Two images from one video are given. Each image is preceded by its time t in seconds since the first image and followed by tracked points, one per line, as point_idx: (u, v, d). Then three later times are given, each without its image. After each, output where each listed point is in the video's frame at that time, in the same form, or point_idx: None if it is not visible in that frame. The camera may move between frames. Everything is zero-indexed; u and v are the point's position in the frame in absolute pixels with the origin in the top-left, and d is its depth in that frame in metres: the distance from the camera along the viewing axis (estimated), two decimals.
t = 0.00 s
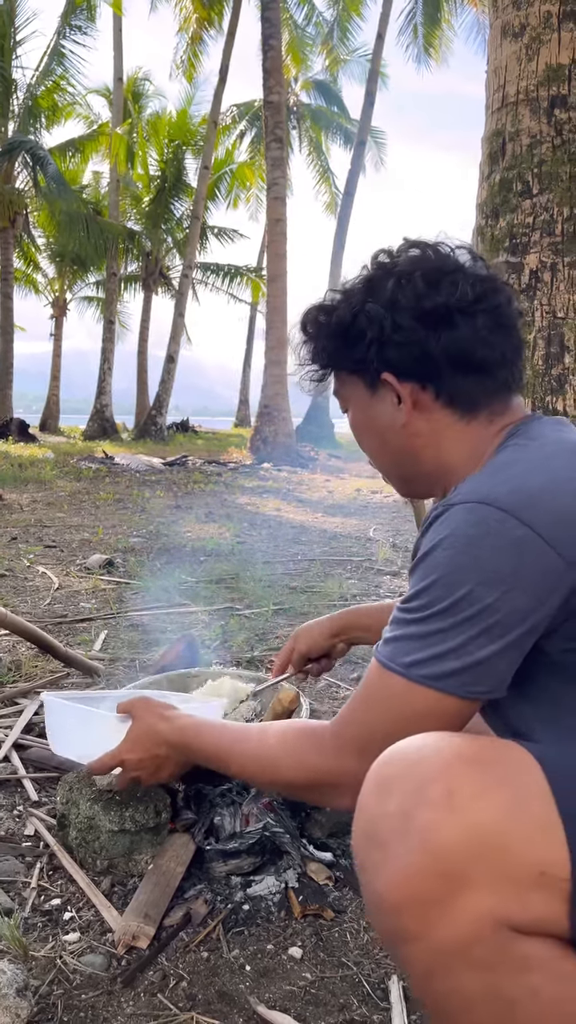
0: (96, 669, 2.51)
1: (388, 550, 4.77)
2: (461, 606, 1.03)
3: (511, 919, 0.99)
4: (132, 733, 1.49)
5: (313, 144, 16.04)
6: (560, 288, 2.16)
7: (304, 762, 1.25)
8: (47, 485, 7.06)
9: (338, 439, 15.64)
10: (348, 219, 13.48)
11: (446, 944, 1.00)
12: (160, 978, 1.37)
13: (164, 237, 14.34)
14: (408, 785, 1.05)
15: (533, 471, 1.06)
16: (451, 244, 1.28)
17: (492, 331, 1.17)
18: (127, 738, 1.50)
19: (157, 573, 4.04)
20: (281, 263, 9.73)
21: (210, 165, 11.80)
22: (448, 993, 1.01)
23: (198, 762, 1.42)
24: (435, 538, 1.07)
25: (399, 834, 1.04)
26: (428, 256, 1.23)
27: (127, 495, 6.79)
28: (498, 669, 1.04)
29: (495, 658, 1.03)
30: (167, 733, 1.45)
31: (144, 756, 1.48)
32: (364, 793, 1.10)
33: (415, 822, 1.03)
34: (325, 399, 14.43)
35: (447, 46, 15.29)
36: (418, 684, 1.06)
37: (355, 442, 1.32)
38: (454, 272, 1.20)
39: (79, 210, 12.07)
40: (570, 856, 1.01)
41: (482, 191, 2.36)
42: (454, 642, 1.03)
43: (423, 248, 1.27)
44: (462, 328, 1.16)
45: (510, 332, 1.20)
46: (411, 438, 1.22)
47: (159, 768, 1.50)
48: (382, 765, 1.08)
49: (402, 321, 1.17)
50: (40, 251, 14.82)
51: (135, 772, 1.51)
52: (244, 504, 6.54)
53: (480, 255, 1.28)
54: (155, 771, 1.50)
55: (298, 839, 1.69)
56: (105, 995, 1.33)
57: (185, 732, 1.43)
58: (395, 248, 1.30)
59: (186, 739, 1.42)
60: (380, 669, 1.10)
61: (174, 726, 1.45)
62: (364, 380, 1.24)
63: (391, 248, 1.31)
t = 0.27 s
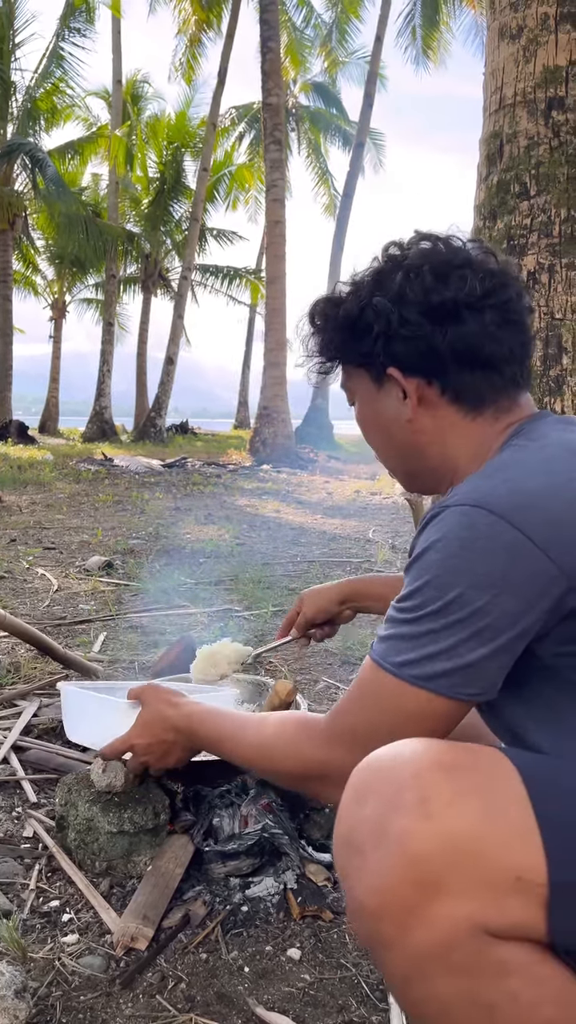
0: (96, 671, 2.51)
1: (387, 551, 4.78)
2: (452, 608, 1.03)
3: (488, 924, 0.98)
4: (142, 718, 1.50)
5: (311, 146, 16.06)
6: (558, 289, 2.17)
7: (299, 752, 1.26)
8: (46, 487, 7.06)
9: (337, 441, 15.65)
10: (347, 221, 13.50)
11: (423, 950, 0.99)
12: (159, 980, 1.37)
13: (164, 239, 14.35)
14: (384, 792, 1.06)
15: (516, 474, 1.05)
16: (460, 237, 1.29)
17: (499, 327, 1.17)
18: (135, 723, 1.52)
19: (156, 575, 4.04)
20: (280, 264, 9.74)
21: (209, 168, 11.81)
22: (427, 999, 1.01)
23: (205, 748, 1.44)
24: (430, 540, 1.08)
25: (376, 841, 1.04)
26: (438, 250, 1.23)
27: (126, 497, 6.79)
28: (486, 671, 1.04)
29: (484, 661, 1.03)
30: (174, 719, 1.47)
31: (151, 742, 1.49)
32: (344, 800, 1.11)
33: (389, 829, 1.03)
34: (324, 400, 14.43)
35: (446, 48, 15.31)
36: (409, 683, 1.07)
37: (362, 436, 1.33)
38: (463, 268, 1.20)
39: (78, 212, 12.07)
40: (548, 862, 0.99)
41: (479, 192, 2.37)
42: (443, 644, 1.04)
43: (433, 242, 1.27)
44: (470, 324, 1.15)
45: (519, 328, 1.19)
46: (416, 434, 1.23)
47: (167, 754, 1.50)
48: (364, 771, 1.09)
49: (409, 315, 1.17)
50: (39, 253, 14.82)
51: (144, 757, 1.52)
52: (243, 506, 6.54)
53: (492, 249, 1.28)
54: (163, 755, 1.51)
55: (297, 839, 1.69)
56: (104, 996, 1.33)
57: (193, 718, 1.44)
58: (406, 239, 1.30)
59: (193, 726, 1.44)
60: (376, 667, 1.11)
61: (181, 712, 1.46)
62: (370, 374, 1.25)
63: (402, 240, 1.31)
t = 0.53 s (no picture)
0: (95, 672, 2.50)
1: (386, 554, 4.77)
2: (440, 603, 1.03)
3: (464, 924, 0.99)
4: (150, 702, 1.52)
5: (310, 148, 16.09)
6: (555, 290, 2.17)
7: (291, 740, 1.25)
8: (45, 490, 7.06)
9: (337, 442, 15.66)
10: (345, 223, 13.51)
11: (400, 950, 1.00)
12: (157, 982, 1.37)
13: (163, 241, 14.36)
14: (361, 796, 1.06)
15: (500, 475, 1.05)
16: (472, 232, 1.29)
17: (515, 325, 1.17)
18: (145, 707, 1.53)
19: (155, 577, 4.04)
20: (279, 266, 9.75)
21: (207, 170, 11.83)
22: (408, 997, 1.02)
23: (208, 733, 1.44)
24: (418, 537, 1.08)
25: (353, 843, 1.05)
26: (453, 245, 1.23)
27: (125, 499, 6.79)
28: (471, 669, 1.04)
29: (468, 659, 1.04)
30: (179, 704, 1.47)
31: (159, 726, 1.50)
32: (324, 802, 1.12)
33: (367, 832, 1.03)
34: (323, 402, 14.44)
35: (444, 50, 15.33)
36: (398, 676, 1.06)
37: (365, 430, 1.32)
38: (480, 263, 1.19)
39: (77, 215, 12.08)
40: (524, 862, 0.99)
41: (477, 194, 2.37)
42: (429, 642, 1.04)
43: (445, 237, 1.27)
44: (487, 319, 1.16)
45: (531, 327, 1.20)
46: (425, 428, 1.23)
47: (173, 738, 1.50)
48: (340, 776, 1.09)
49: (427, 307, 1.17)
50: (38, 256, 14.83)
51: (152, 742, 1.52)
52: (242, 508, 6.55)
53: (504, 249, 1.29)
54: (169, 740, 1.51)
55: (296, 841, 1.69)
56: (102, 998, 1.33)
57: (200, 703, 1.44)
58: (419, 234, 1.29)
59: (199, 711, 1.43)
60: (366, 660, 1.10)
61: (186, 696, 1.47)
62: (381, 363, 1.23)
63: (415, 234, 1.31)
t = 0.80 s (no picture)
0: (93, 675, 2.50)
1: (385, 556, 4.77)
2: (443, 602, 1.04)
3: (472, 918, 0.98)
4: (148, 709, 1.51)
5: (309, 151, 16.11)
6: (553, 293, 2.18)
7: (291, 746, 1.24)
8: (44, 492, 7.06)
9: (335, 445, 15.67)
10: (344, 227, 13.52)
11: (407, 944, 0.99)
12: (156, 986, 1.37)
13: (161, 244, 14.38)
14: (365, 790, 1.05)
15: (500, 473, 1.05)
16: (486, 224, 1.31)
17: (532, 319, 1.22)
18: (142, 715, 1.52)
19: (154, 580, 4.04)
20: (278, 269, 9.75)
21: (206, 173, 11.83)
22: (414, 993, 1.00)
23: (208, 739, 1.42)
24: (420, 537, 1.08)
25: (360, 837, 1.03)
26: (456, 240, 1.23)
27: (124, 502, 6.79)
28: (476, 666, 1.04)
29: (473, 657, 1.04)
30: (178, 710, 1.46)
31: (157, 733, 1.49)
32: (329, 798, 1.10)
33: (374, 826, 1.02)
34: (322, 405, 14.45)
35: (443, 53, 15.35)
36: (402, 677, 1.06)
37: (387, 396, 1.20)
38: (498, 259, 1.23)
39: (76, 217, 12.08)
40: (530, 856, 0.99)
41: (475, 197, 2.38)
42: (432, 640, 1.04)
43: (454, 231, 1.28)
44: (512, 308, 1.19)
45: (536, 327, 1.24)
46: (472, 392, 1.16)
47: (172, 744, 1.49)
48: (348, 771, 1.08)
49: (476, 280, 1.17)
50: (37, 259, 14.85)
51: (150, 748, 1.51)
52: (240, 510, 6.55)
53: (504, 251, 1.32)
54: (168, 746, 1.50)
55: (295, 844, 1.69)
56: (101, 1002, 1.33)
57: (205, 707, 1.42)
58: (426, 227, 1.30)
59: (200, 716, 1.41)
60: (369, 660, 1.10)
61: (184, 702, 1.45)
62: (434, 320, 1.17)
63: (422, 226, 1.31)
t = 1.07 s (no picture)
0: (91, 678, 2.50)
1: (383, 558, 4.78)
2: (469, 606, 1.03)
3: (551, 922, 0.94)
4: (136, 727, 1.52)
5: (307, 153, 16.12)
6: (551, 296, 2.18)
7: (298, 757, 1.24)
8: (43, 495, 7.05)
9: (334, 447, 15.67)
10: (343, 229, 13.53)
11: (485, 945, 0.94)
12: (153, 990, 1.36)
13: (159, 246, 14.38)
14: (448, 782, 1.00)
15: (529, 475, 1.06)
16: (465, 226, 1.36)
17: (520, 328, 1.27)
18: (129, 733, 1.53)
19: (152, 583, 4.03)
20: (276, 271, 9.76)
21: (204, 176, 11.84)
22: (481, 995, 0.95)
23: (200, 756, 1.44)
24: (440, 541, 1.08)
25: (441, 832, 0.98)
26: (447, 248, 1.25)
27: (123, 504, 6.79)
28: (498, 670, 1.04)
29: (496, 660, 1.03)
30: (170, 727, 1.47)
31: (146, 750, 1.50)
32: (399, 789, 1.05)
33: (457, 821, 0.97)
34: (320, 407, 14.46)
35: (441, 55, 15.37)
36: (422, 684, 1.06)
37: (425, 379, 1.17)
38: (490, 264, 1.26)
39: (74, 220, 12.10)
40: None
41: (473, 200, 2.38)
42: (457, 643, 1.04)
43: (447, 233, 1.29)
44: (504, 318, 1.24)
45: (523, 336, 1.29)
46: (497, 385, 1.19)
47: (163, 762, 1.51)
48: (422, 763, 1.03)
49: (475, 289, 1.22)
50: (35, 261, 14.85)
51: (138, 767, 1.53)
52: (239, 513, 6.55)
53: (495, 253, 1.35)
54: (158, 764, 1.51)
55: (293, 848, 1.69)
56: (98, 1006, 1.32)
57: (193, 725, 1.43)
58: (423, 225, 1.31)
59: (191, 734, 1.43)
60: (382, 667, 1.10)
61: (176, 719, 1.47)
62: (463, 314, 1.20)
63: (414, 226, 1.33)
